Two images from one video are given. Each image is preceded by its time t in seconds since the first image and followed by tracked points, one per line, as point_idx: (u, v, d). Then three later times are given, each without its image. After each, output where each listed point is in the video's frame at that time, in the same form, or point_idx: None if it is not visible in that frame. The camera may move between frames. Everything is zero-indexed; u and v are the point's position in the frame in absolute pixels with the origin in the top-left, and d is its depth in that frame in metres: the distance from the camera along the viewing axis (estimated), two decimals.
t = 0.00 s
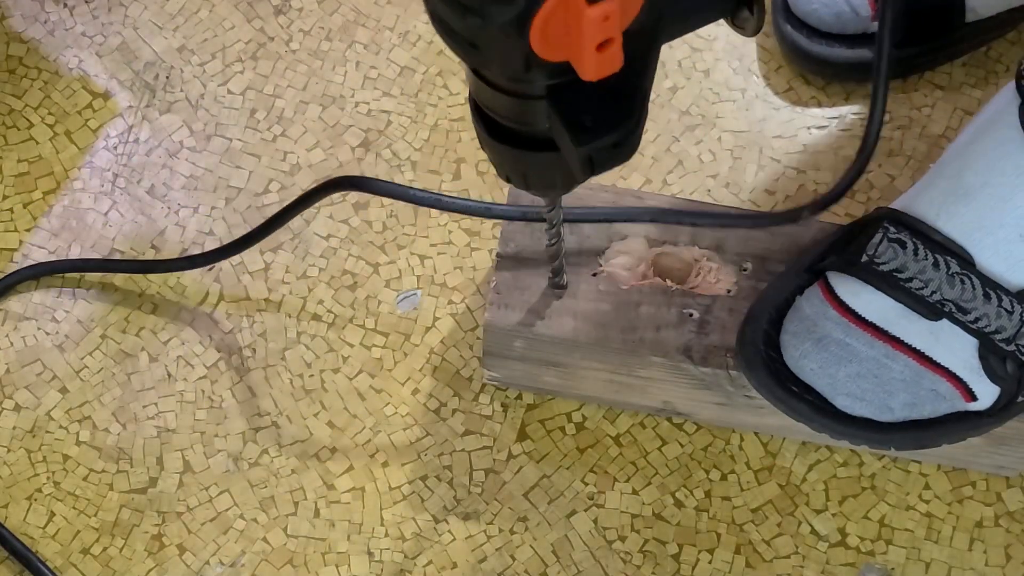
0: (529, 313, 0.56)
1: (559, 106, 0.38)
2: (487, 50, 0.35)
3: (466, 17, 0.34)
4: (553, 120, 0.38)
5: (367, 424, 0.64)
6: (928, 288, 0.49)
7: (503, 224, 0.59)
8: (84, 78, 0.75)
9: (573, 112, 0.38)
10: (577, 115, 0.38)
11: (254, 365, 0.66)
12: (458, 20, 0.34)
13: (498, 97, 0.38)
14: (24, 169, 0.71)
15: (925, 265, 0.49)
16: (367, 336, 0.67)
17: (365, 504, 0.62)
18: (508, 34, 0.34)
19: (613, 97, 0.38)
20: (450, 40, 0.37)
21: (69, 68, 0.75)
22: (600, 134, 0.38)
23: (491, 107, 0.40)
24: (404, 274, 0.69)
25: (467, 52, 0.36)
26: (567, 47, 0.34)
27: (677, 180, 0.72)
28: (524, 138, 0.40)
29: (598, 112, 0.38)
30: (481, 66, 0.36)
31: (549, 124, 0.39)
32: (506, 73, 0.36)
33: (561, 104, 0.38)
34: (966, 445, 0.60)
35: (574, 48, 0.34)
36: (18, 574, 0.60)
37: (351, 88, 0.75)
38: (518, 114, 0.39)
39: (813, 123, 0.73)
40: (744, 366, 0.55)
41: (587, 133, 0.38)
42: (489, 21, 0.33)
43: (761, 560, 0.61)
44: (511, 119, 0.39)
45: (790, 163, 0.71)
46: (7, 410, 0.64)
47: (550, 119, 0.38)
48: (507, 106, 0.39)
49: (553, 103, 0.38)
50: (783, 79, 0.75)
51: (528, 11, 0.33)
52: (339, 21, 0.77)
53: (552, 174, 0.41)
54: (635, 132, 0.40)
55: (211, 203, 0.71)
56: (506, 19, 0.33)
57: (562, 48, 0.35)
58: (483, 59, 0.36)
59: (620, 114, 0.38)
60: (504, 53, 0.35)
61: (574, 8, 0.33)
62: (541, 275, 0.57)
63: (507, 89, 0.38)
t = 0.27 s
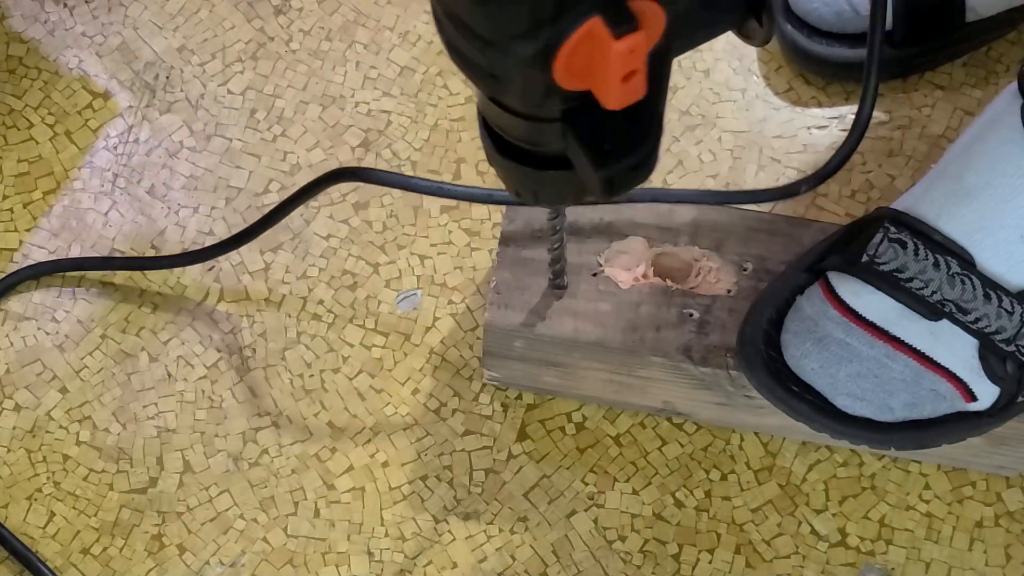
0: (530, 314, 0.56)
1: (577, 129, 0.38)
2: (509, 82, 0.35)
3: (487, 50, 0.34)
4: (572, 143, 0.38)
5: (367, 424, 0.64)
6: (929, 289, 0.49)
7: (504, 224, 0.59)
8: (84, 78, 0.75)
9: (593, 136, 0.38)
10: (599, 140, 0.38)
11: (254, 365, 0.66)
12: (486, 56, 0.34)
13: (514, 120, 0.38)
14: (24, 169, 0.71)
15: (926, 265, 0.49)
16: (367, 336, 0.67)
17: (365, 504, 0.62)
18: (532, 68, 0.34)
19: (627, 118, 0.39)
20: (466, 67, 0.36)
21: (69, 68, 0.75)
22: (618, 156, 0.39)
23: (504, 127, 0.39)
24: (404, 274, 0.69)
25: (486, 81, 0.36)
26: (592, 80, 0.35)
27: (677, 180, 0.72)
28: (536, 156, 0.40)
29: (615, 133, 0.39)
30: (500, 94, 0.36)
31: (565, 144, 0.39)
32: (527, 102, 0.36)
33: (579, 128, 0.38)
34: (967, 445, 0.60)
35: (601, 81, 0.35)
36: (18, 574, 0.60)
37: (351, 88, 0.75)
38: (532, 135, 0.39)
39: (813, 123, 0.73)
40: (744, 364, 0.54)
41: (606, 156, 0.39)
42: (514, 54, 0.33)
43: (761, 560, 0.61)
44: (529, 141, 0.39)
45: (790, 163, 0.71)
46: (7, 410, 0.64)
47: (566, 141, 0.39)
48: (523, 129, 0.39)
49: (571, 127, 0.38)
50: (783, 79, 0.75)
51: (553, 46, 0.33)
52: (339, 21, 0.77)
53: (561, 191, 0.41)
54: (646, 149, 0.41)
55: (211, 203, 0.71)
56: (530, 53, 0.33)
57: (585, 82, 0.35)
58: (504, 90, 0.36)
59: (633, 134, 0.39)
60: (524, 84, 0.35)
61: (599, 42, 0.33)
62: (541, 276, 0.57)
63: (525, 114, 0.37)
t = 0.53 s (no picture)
0: (531, 314, 0.56)
1: (643, 135, 0.37)
2: (580, 94, 0.35)
3: (562, 65, 0.34)
4: (638, 150, 0.37)
5: (367, 424, 0.64)
6: (928, 288, 0.49)
7: (504, 224, 0.58)
8: (84, 78, 0.75)
9: (662, 139, 0.37)
10: (663, 137, 0.37)
11: (254, 365, 0.66)
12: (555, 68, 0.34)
13: (555, 130, 0.38)
14: (24, 168, 0.71)
15: (925, 264, 0.49)
16: (367, 336, 0.67)
17: (365, 504, 0.62)
18: (612, 79, 0.34)
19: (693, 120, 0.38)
20: (520, 80, 0.36)
21: (69, 68, 0.75)
22: (692, 158, 0.38)
23: (539, 135, 0.39)
24: (404, 274, 0.69)
25: (545, 95, 0.36)
26: (674, 85, 0.35)
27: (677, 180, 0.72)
28: (570, 164, 0.40)
29: (689, 135, 0.38)
30: (556, 106, 0.36)
31: (631, 154, 0.38)
32: (593, 112, 0.36)
33: (644, 133, 0.37)
34: (967, 445, 0.59)
35: (683, 86, 0.34)
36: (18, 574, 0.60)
37: (351, 88, 0.75)
38: (572, 144, 0.38)
39: (813, 123, 0.73)
40: (744, 365, 0.54)
41: (682, 159, 0.37)
42: (593, 68, 0.33)
43: (761, 560, 0.61)
44: (558, 146, 0.39)
45: (790, 163, 0.71)
46: (7, 410, 0.64)
47: (631, 150, 0.38)
48: (562, 138, 0.38)
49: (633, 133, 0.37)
50: (783, 79, 0.75)
51: (635, 55, 0.33)
52: (339, 21, 0.77)
53: (602, 194, 0.41)
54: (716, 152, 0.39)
55: (211, 203, 0.71)
56: (610, 66, 0.33)
57: (669, 86, 0.35)
58: (572, 103, 0.35)
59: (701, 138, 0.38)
60: (599, 96, 0.35)
61: (682, 48, 0.33)
62: (541, 276, 0.56)
63: (574, 123, 0.37)
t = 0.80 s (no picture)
0: (531, 314, 0.56)
1: (659, 157, 0.38)
2: (604, 132, 0.35)
3: (586, 109, 0.34)
4: (658, 173, 0.38)
5: (367, 424, 0.64)
6: (927, 290, 0.49)
7: (504, 225, 0.58)
8: (84, 78, 0.75)
9: (675, 159, 0.38)
10: (682, 162, 0.38)
11: (254, 365, 0.66)
12: (581, 113, 0.34)
13: (567, 160, 0.38)
14: (24, 169, 0.71)
15: (924, 266, 0.49)
16: (366, 336, 0.67)
17: (365, 504, 0.62)
18: (640, 117, 0.35)
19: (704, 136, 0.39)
20: (538, 122, 0.36)
21: (69, 68, 0.75)
22: (709, 175, 0.39)
23: (544, 161, 0.39)
24: (404, 274, 0.69)
25: (566, 134, 0.36)
26: (697, 116, 0.36)
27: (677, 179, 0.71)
28: (574, 188, 0.40)
29: (703, 152, 0.39)
30: (576, 143, 0.36)
31: (649, 176, 0.39)
32: (614, 144, 0.36)
33: (660, 155, 0.38)
34: (967, 445, 0.59)
35: (706, 117, 0.35)
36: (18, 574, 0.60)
37: (351, 88, 0.75)
38: (582, 172, 0.39)
39: (813, 123, 0.73)
40: (743, 366, 0.54)
41: (701, 176, 0.38)
42: (621, 111, 0.34)
43: (761, 560, 0.61)
44: (566, 174, 0.40)
45: (790, 163, 0.71)
46: (7, 410, 0.64)
47: (649, 172, 0.39)
48: (573, 168, 0.39)
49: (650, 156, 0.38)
50: (783, 79, 0.75)
51: (661, 94, 0.34)
52: (339, 21, 0.77)
53: (613, 213, 0.42)
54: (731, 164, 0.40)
55: (211, 203, 0.71)
56: (637, 106, 0.34)
57: (692, 117, 0.36)
58: (594, 140, 0.36)
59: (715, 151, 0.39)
60: (625, 132, 0.35)
61: (707, 82, 0.34)
62: (541, 276, 0.56)
63: (589, 155, 0.37)
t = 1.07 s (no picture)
0: (531, 314, 0.56)
1: (655, 154, 0.38)
2: (600, 130, 0.35)
3: (581, 107, 0.34)
4: (656, 170, 0.38)
5: (367, 424, 0.64)
6: (926, 290, 0.49)
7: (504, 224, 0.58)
8: (84, 78, 0.75)
9: (673, 154, 0.38)
10: (678, 157, 0.38)
11: (254, 365, 0.66)
12: (576, 112, 0.34)
13: (564, 159, 0.38)
14: (24, 169, 0.71)
15: (923, 266, 0.49)
16: (367, 336, 0.67)
17: (365, 504, 0.62)
18: (635, 113, 0.35)
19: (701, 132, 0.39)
20: (533, 122, 0.36)
21: (69, 68, 0.75)
22: (707, 171, 0.39)
23: (542, 161, 0.40)
24: (404, 274, 0.69)
25: (562, 133, 0.36)
26: (691, 109, 0.36)
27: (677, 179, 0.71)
28: (572, 187, 0.40)
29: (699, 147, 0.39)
30: (572, 141, 0.36)
31: (646, 173, 0.39)
32: (611, 143, 0.36)
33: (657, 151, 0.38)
34: (966, 445, 0.59)
35: (702, 111, 0.35)
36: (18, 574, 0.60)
37: (351, 88, 0.75)
38: (579, 171, 0.39)
39: (813, 123, 0.73)
40: (742, 367, 0.54)
41: (699, 172, 0.39)
42: (615, 108, 0.34)
43: (761, 560, 0.61)
44: (563, 172, 0.39)
45: (790, 163, 0.71)
46: (7, 410, 0.64)
47: (647, 168, 0.39)
48: (570, 167, 0.39)
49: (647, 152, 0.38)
50: (783, 79, 0.75)
51: (656, 91, 0.34)
52: (339, 21, 0.77)
53: (610, 210, 0.42)
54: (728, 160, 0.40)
55: (211, 203, 0.71)
56: (630, 102, 0.34)
57: (686, 109, 0.36)
58: (591, 138, 0.36)
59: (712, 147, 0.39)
60: (619, 130, 0.35)
61: (702, 77, 0.34)
62: (541, 276, 0.56)
63: (586, 154, 0.37)
